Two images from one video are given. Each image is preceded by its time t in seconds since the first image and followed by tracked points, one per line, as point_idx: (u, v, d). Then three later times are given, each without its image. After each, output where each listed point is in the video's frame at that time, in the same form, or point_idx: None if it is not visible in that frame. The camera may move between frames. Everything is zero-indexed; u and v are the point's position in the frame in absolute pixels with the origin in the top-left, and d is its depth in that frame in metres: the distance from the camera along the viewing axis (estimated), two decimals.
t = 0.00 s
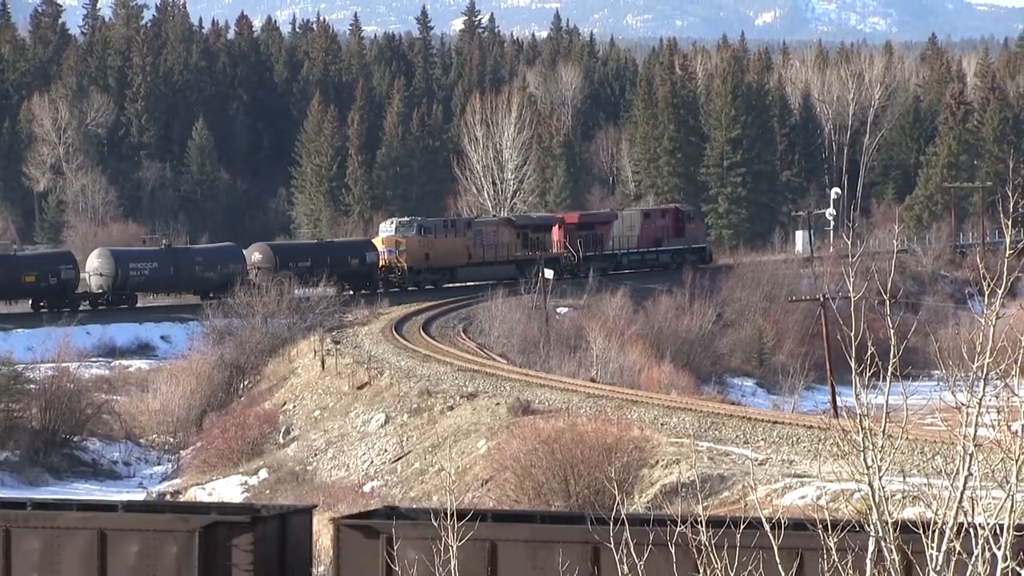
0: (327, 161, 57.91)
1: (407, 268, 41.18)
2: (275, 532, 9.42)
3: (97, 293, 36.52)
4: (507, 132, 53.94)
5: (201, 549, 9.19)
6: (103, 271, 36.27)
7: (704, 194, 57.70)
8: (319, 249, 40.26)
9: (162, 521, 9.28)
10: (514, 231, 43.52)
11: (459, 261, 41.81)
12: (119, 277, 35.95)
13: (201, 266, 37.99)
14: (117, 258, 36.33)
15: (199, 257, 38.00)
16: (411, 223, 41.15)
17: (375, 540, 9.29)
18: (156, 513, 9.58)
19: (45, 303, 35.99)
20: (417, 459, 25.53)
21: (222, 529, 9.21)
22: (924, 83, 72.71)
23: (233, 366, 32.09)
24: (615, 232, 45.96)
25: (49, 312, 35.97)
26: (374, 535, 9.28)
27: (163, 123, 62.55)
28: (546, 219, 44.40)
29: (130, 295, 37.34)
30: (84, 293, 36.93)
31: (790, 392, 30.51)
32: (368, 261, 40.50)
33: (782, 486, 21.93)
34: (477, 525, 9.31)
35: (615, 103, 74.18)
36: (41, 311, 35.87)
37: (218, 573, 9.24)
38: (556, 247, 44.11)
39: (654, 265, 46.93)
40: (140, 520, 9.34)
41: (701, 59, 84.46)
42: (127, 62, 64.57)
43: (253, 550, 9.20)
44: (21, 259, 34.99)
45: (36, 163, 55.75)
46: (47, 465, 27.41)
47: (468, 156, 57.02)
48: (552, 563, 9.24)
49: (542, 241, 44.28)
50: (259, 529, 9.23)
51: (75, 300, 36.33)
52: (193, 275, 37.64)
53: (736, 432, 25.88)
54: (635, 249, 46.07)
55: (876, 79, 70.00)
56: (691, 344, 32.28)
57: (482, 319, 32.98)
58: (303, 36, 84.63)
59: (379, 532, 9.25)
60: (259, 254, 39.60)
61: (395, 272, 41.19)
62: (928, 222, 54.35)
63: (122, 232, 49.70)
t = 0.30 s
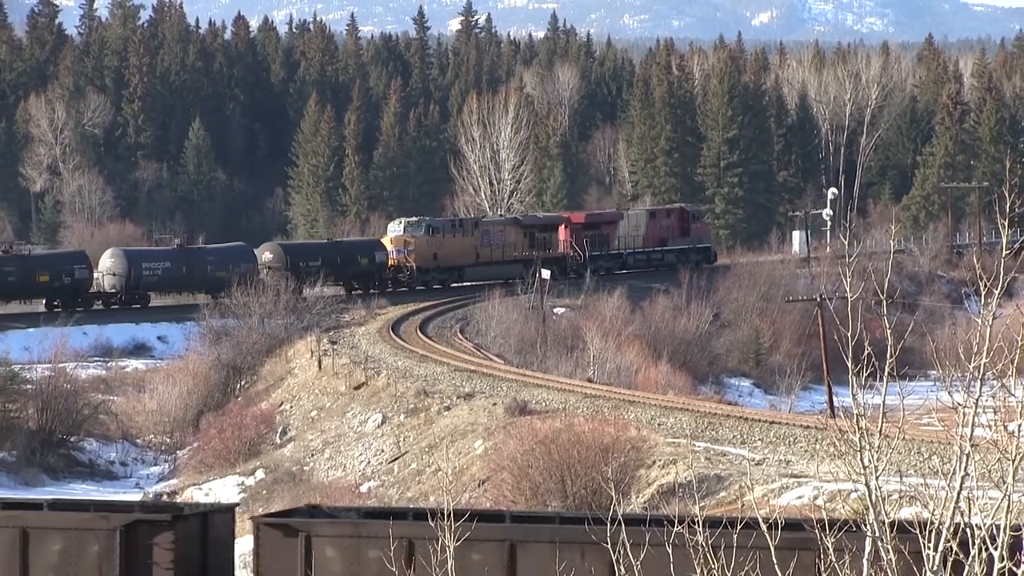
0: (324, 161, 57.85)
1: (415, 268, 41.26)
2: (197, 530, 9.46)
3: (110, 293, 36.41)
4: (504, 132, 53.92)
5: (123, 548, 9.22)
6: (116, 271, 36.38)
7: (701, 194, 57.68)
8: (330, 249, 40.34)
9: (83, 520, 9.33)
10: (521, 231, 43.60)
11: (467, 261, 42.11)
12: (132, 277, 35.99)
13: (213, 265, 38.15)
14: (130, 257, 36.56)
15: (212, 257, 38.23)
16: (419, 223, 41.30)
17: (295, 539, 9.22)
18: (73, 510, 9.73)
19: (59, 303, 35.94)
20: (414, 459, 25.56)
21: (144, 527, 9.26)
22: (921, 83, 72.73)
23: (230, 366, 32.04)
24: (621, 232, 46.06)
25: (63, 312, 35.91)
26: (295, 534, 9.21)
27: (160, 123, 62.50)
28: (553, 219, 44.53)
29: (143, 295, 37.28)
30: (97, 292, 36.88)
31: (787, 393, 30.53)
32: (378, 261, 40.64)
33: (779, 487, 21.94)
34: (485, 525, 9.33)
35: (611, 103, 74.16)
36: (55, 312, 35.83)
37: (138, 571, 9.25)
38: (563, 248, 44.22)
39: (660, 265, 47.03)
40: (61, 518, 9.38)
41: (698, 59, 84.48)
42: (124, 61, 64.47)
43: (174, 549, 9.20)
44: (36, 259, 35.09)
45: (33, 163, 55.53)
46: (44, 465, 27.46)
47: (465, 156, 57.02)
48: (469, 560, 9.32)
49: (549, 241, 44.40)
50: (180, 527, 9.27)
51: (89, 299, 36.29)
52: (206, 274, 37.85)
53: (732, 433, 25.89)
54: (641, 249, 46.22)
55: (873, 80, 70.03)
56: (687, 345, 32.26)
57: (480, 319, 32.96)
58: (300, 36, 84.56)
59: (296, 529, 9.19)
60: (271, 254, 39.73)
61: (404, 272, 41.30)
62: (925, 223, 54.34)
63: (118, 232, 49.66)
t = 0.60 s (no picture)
0: (320, 161, 57.88)
1: (423, 268, 41.44)
2: (120, 528, 9.47)
3: (122, 293, 36.64)
4: (500, 133, 53.94)
5: (46, 547, 9.19)
6: (127, 271, 36.47)
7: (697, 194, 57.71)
8: (339, 248, 40.29)
9: (5, 519, 9.29)
10: (527, 231, 43.93)
11: (473, 260, 42.43)
12: (144, 276, 36.21)
13: (224, 266, 38.08)
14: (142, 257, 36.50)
15: (223, 257, 38.19)
16: (427, 222, 41.54)
17: (214, 537, 9.13)
18: None
19: (72, 303, 36.22)
20: (410, 459, 25.57)
21: (64, 526, 9.24)
22: (917, 83, 72.71)
23: (226, 367, 32.04)
24: (627, 231, 46.39)
25: (77, 311, 36.17)
26: (214, 533, 9.12)
27: (156, 124, 62.55)
28: (558, 219, 44.85)
29: (155, 296, 37.28)
30: (110, 292, 37.07)
31: (784, 393, 30.50)
32: (386, 261, 40.83)
33: (775, 487, 21.97)
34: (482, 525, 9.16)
35: (607, 104, 74.18)
36: (68, 311, 36.08)
37: (60, 571, 9.23)
38: (568, 247, 44.52)
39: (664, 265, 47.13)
40: None
41: (693, 60, 84.54)
42: (120, 62, 64.49)
43: (96, 547, 9.20)
44: (51, 258, 35.47)
45: (29, 164, 55.53)
46: (40, 466, 27.46)
47: (461, 156, 57.06)
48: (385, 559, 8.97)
49: (555, 240, 44.79)
50: (101, 526, 9.28)
51: (102, 299, 36.62)
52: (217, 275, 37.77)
53: (728, 433, 25.93)
54: (646, 249, 46.50)
55: (870, 80, 70.03)
56: (684, 345, 32.26)
57: (475, 319, 32.99)
58: (296, 37, 84.55)
59: (216, 528, 9.10)
60: (281, 254, 39.27)
61: (412, 272, 41.36)
62: (921, 223, 54.41)
63: (115, 233, 49.67)
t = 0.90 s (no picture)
0: (317, 162, 57.89)
1: (431, 268, 41.64)
2: (44, 527, 10.25)
3: (136, 293, 36.89)
4: (497, 134, 53.93)
5: None
6: (140, 271, 36.67)
7: (694, 196, 57.71)
8: (349, 249, 40.21)
9: None
10: (534, 231, 44.13)
11: (481, 260, 42.50)
12: (157, 275, 36.43)
13: (236, 265, 38.16)
14: (155, 258, 36.67)
15: (235, 257, 38.25)
16: (436, 222, 41.59)
17: (138, 535, 10.22)
18: None
19: (86, 303, 36.50)
20: (408, 460, 25.58)
21: None
22: (914, 84, 72.68)
23: (224, 367, 32.00)
24: (633, 232, 46.77)
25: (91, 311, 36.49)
26: (137, 531, 10.21)
27: (154, 125, 62.54)
28: (565, 219, 45.00)
29: (168, 296, 37.38)
30: (124, 291, 37.31)
31: (781, 394, 30.50)
32: (396, 261, 40.76)
33: (771, 489, 21.96)
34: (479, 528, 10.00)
35: (605, 105, 74.13)
36: (82, 311, 36.40)
37: None
38: (575, 247, 44.66)
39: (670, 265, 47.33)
40: None
41: (690, 60, 84.50)
42: (117, 63, 64.48)
43: (20, 546, 9.92)
44: (65, 258, 35.69)
45: (26, 165, 55.53)
46: (37, 467, 27.45)
47: (458, 157, 57.07)
48: (305, 557, 10.01)
49: (561, 241, 44.99)
50: (25, 526, 9.99)
51: (115, 298, 36.90)
52: (230, 274, 37.86)
53: (726, 434, 25.94)
54: (652, 249, 46.94)
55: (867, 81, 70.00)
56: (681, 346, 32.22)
57: (473, 320, 32.98)
58: (293, 38, 84.45)
59: (140, 527, 10.19)
60: (292, 255, 39.21)
61: (420, 272, 41.56)
62: (918, 224, 54.48)
63: (112, 234, 49.72)
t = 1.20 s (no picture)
0: (313, 164, 57.84)
1: (439, 268, 41.61)
2: None
3: (148, 293, 36.91)
4: (493, 135, 53.89)
5: None
6: (152, 271, 36.66)
7: (690, 197, 57.70)
8: (356, 249, 40.46)
9: None
10: (540, 231, 44.14)
11: (487, 261, 42.42)
12: (169, 276, 36.56)
13: (247, 266, 38.28)
14: (167, 259, 36.68)
15: (245, 257, 38.35)
16: (443, 223, 41.59)
17: (61, 535, 10.33)
18: None
19: (99, 303, 36.60)
20: (404, 462, 25.56)
21: None
22: (910, 86, 72.64)
23: (220, 369, 31.96)
24: (638, 232, 47.28)
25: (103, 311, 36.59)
26: (60, 530, 10.32)
27: (150, 127, 62.44)
28: (570, 220, 45.14)
29: (179, 296, 37.47)
30: (136, 292, 37.36)
31: (777, 395, 30.50)
32: (404, 261, 40.95)
33: (768, 489, 21.93)
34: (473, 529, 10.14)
35: (601, 107, 74.07)
36: (95, 311, 36.50)
37: None
38: (580, 248, 45.00)
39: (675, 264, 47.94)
40: None
41: (687, 62, 84.44)
42: (113, 64, 64.38)
43: None
44: (78, 258, 35.69)
45: (23, 166, 55.45)
46: (33, 469, 27.38)
47: (454, 158, 57.03)
48: (228, 556, 10.20)
49: (567, 241, 45.19)
50: None
51: (127, 299, 36.98)
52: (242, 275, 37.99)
53: (722, 435, 25.93)
54: (657, 249, 47.45)
55: (863, 82, 69.99)
56: (677, 347, 32.22)
57: (469, 322, 32.94)
58: (289, 40, 84.40)
59: (62, 527, 10.31)
60: (302, 254, 39.76)
61: (428, 272, 41.66)
62: (914, 226, 54.49)
63: (108, 236, 49.71)
